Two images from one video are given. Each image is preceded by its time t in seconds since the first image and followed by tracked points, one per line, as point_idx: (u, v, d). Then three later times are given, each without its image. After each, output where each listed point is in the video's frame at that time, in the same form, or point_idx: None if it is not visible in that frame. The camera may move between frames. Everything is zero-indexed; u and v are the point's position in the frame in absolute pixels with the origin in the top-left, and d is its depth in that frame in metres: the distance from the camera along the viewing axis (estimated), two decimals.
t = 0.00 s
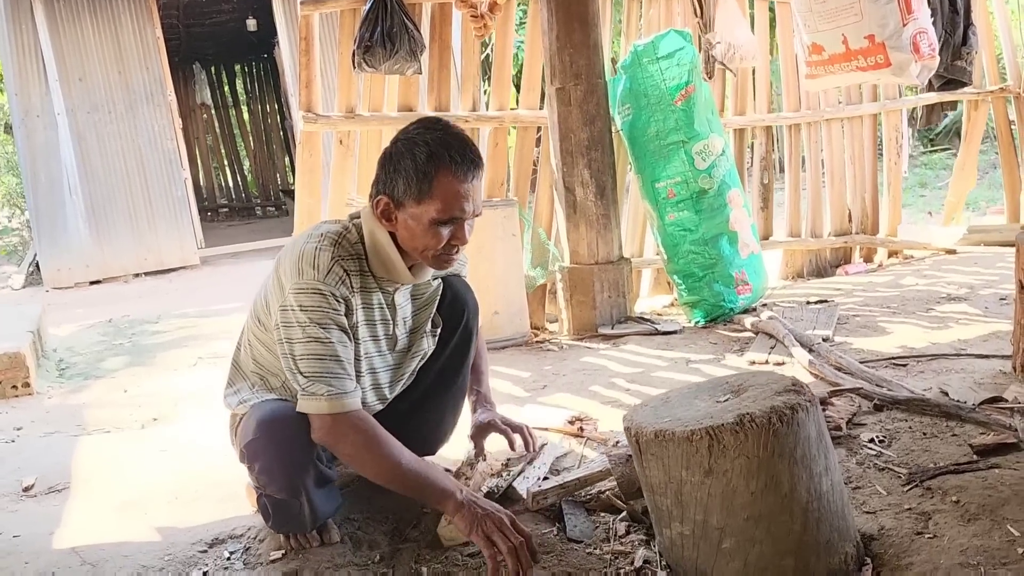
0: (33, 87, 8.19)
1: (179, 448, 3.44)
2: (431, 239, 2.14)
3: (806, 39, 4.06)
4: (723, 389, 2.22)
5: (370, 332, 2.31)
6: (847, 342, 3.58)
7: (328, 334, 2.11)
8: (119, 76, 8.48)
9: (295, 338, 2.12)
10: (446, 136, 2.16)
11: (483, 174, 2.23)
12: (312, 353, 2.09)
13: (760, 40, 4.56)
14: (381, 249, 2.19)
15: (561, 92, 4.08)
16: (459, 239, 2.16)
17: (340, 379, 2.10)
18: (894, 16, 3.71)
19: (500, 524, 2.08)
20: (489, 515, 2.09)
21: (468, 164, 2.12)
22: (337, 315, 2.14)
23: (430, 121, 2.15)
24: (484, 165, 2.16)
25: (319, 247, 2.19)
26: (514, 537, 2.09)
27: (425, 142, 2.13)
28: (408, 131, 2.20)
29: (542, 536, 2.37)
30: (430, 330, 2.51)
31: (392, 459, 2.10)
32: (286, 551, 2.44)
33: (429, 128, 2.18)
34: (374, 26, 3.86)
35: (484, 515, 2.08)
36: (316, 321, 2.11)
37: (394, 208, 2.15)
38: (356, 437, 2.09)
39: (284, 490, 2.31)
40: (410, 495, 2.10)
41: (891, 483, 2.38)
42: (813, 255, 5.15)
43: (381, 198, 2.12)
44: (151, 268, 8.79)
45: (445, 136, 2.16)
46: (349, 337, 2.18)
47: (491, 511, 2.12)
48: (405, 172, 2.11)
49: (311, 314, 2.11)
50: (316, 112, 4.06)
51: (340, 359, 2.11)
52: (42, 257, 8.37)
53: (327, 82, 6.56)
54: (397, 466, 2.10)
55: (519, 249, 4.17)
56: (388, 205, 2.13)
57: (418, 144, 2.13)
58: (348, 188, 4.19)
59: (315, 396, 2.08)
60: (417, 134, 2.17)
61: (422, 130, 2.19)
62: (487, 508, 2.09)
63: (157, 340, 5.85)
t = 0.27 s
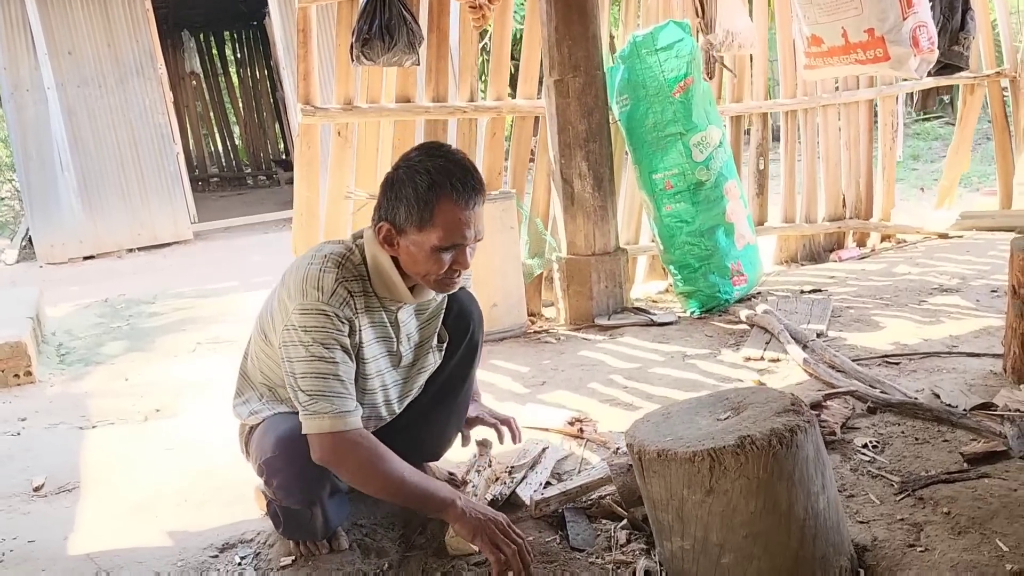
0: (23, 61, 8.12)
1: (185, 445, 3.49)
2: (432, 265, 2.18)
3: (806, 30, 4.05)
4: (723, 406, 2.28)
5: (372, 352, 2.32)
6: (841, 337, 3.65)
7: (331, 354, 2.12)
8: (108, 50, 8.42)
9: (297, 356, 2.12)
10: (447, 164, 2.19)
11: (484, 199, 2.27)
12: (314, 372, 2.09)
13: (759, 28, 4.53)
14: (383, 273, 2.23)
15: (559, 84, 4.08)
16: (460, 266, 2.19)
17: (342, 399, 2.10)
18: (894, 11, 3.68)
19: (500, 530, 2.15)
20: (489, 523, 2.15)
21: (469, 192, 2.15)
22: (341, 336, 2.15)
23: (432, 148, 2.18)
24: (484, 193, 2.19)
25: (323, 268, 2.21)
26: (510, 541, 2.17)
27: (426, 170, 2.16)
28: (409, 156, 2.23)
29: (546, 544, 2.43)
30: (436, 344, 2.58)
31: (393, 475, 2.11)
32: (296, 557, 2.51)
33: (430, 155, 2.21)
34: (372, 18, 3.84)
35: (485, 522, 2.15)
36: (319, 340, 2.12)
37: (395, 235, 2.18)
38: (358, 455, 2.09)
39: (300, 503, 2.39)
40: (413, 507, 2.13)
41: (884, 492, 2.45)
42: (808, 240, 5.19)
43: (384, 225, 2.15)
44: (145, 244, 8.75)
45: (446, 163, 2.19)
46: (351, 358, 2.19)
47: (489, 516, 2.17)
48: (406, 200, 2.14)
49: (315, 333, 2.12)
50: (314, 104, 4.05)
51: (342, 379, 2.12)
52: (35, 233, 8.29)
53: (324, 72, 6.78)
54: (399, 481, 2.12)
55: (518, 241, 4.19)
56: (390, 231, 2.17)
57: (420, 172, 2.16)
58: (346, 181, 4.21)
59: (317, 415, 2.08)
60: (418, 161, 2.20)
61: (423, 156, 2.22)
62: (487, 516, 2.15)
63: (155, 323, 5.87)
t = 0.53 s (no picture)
0: (8, 37, 8.04)
1: (184, 440, 3.55)
2: (427, 285, 2.21)
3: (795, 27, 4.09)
4: (710, 416, 2.35)
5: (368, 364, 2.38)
6: (825, 333, 3.75)
7: (330, 371, 2.18)
8: (95, 27, 8.45)
9: (296, 374, 2.18)
10: (440, 185, 2.20)
11: (477, 217, 2.28)
12: (313, 390, 2.15)
13: (748, 21, 4.57)
14: (379, 290, 2.26)
15: (551, 79, 4.12)
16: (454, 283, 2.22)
17: (339, 416, 2.16)
18: (881, 9, 3.74)
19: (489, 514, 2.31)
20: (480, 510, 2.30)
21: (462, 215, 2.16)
22: (338, 353, 2.21)
23: (423, 172, 2.17)
24: (477, 213, 2.20)
25: (321, 286, 2.25)
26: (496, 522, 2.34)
27: (420, 192, 2.17)
28: (403, 177, 2.24)
29: (539, 547, 2.52)
30: (431, 354, 2.65)
31: (392, 479, 2.20)
32: (298, 558, 2.58)
33: (424, 176, 2.22)
34: (366, 13, 3.85)
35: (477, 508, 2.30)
36: (317, 358, 2.17)
37: (390, 255, 2.20)
38: (356, 468, 2.17)
39: (303, 508, 2.47)
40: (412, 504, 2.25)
41: (863, 495, 2.56)
42: (794, 228, 5.26)
43: (378, 245, 2.17)
44: (134, 221, 8.72)
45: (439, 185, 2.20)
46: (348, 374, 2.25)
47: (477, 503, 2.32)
48: (401, 222, 2.15)
49: (314, 351, 2.17)
50: (308, 98, 4.06)
51: (339, 396, 2.18)
52: (24, 209, 8.20)
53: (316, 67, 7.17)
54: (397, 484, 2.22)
55: (509, 233, 4.26)
56: (384, 253, 2.19)
57: (413, 196, 2.16)
58: (339, 175, 4.27)
59: (314, 432, 2.15)
60: (412, 182, 2.20)
61: (417, 177, 2.23)
62: (478, 502, 2.31)
63: (148, 307, 5.90)
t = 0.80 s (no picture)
0: None
1: (182, 442, 3.62)
2: (419, 298, 2.15)
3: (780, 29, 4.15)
4: (694, 427, 2.43)
5: (360, 370, 2.31)
6: (808, 333, 3.85)
7: (316, 374, 2.12)
8: (82, 11, 8.34)
9: (283, 374, 2.13)
10: (430, 199, 2.13)
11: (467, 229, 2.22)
12: (298, 390, 2.10)
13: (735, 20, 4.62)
14: (371, 302, 2.20)
15: (541, 80, 4.18)
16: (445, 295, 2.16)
17: (324, 418, 2.11)
18: (865, 14, 3.78)
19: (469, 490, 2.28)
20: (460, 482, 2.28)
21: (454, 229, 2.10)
22: (327, 356, 2.15)
23: (415, 186, 2.11)
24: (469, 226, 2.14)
25: (314, 292, 2.20)
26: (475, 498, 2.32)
27: (410, 207, 2.11)
28: (392, 192, 2.17)
29: (530, 551, 2.59)
30: (424, 363, 2.61)
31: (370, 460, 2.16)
32: (296, 561, 2.64)
33: (414, 191, 2.15)
34: (356, 16, 3.86)
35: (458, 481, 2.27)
36: (304, 359, 2.12)
37: (382, 268, 2.14)
38: (336, 459, 2.11)
39: (301, 514, 2.53)
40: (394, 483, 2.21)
41: (841, 499, 2.65)
42: (781, 222, 5.35)
43: (369, 259, 2.11)
44: (124, 208, 8.71)
45: (430, 199, 2.13)
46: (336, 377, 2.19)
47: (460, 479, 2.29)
48: (390, 235, 2.09)
49: (301, 353, 2.12)
50: (300, 99, 4.09)
51: (325, 399, 2.12)
52: (13, 196, 8.23)
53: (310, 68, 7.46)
54: (377, 466, 2.18)
55: (499, 232, 4.33)
56: (376, 266, 2.12)
57: (405, 210, 2.10)
58: (331, 175, 4.34)
59: (298, 432, 2.09)
60: (402, 197, 2.14)
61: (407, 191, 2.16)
62: (459, 475, 2.28)
63: (141, 299, 5.93)
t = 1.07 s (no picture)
0: None
1: (182, 450, 3.67)
2: (416, 311, 2.09)
3: (766, 37, 4.23)
4: (680, 437, 2.48)
5: (353, 381, 2.25)
6: (794, 336, 3.96)
7: (293, 376, 2.07)
8: (76, 12, 8.39)
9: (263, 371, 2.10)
10: (426, 213, 2.08)
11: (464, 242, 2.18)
12: (272, 389, 2.05)
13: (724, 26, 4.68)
14: (368, 314, 2.14)
15: (532, 88, 4.24)
16: (440, 307, 2.10)
17: (291, 417, 2.04)
18: (849, 23, 3.86)
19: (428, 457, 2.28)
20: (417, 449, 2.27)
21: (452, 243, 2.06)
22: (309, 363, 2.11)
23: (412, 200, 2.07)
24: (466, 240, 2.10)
25: (311, 300, 2.17)
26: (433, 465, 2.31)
27: (407, 221, 2.05)
28: (388, 207, 2.12)
29: (523, 557, 2.64)
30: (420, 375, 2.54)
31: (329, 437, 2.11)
32: (296, 568, 2.62)
33: (411, 205, 2.10)
34: (350, 27, 3.91)
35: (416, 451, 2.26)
36: (287, 363, 2.08)
37: (380, 281, 2.08)
38: (299, 448, 2.05)
39: (306, 524, 2.52)
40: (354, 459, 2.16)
41: (824, 504, 2.72)
42: (770, 223, 5.46)
43: (368, 272, 2.05)
44: (119, 208, 8.74)
45: (425, 213, 2.08)
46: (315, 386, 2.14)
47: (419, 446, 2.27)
48: (388, 248, 2.04)
49: (283, 354, 2.08)
50: (295, 109, 4.14)
51: (297, 401, 2.06)
52: (8, 198, 8.25)
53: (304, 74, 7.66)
54: (338, 444, 2.12)
55: (492, 239, 4.40)
56: (374, 279, 2.07)
57: (402, 224, 2.05)
58: (326, 184, 4.42)
59: (261, 427, 2.02)
60: (398, 212, 2.09)
61: (403, 206, 2.11)
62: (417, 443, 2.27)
63: (138, 303, 5.98)
